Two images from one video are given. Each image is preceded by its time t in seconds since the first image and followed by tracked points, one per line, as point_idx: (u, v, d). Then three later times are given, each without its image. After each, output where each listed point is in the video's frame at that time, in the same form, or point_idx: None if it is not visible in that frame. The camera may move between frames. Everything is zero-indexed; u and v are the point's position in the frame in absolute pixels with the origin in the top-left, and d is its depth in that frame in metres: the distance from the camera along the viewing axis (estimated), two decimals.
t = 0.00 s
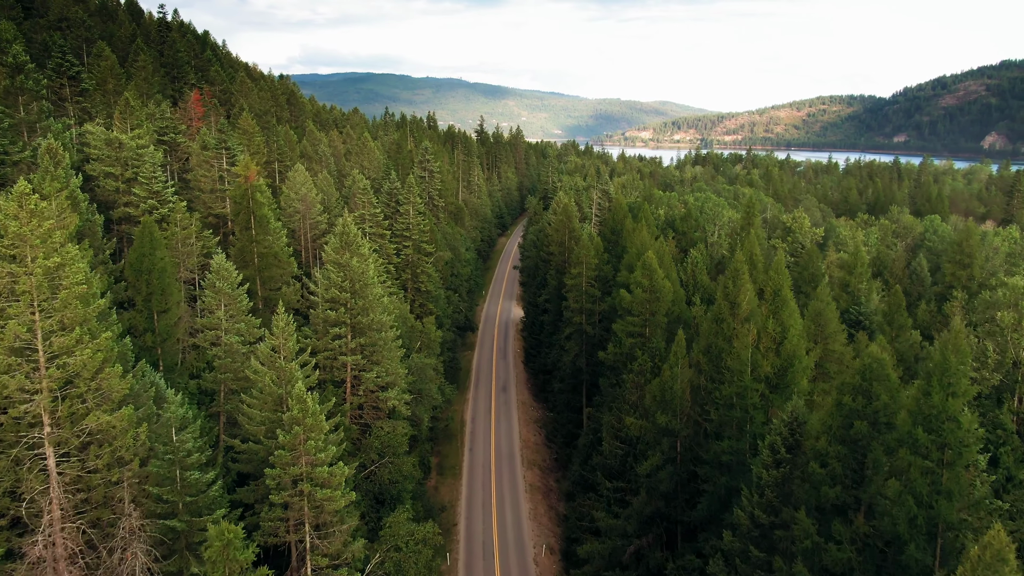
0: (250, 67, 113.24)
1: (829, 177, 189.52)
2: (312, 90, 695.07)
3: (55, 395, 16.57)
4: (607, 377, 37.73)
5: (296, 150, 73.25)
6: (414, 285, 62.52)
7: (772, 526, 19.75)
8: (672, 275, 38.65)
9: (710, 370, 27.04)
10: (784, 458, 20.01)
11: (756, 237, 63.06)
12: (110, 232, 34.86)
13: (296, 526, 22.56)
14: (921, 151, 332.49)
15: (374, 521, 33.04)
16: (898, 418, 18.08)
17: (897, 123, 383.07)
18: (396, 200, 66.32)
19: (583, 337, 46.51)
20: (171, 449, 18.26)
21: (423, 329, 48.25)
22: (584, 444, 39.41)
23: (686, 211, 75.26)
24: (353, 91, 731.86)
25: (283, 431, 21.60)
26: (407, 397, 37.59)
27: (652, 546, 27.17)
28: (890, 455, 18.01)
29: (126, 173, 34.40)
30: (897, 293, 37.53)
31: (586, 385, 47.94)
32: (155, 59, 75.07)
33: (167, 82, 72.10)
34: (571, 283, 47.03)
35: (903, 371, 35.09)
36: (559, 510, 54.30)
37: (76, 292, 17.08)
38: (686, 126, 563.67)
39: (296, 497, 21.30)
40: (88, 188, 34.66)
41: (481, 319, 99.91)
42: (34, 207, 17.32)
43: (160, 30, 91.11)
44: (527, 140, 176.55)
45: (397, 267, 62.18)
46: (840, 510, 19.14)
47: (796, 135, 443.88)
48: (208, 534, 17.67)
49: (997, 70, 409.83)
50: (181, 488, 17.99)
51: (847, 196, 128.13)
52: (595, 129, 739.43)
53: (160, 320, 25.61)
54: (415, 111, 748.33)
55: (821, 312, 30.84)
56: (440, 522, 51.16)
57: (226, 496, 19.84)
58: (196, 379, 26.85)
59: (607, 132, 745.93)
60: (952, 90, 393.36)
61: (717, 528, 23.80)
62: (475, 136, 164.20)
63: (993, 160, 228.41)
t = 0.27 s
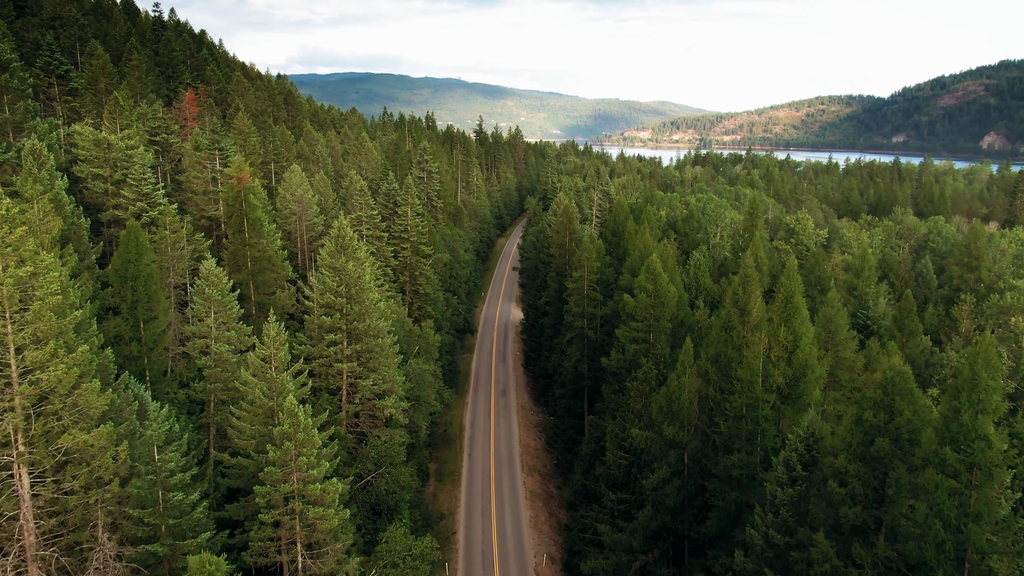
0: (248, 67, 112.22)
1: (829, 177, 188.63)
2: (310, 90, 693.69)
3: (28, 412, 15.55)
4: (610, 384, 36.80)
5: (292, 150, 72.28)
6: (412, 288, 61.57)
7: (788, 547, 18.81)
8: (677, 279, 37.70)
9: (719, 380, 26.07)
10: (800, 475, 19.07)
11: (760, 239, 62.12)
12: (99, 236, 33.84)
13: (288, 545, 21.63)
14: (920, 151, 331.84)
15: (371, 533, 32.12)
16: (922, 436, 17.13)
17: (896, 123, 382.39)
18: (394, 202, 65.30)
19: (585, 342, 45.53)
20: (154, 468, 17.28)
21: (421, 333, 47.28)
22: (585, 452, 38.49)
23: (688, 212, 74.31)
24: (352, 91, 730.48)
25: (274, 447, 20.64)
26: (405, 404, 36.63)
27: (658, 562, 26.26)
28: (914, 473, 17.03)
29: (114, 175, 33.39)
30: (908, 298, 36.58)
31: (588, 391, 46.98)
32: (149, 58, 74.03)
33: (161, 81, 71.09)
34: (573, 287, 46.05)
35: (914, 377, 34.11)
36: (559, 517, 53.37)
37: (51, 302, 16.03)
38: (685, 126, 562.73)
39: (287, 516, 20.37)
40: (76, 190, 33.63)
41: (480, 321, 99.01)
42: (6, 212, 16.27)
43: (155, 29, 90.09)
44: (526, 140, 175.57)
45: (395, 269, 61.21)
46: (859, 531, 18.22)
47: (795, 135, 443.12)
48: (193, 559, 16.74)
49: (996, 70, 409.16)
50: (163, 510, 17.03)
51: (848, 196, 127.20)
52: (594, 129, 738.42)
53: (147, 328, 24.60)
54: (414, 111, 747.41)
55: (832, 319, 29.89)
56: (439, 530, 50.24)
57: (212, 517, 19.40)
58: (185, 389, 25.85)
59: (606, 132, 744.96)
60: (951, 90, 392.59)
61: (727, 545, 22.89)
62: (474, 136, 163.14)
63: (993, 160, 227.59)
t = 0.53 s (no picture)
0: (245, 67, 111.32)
1: (829, 177, 187.70)
2: (309, 90, 692.33)
3: None
4: (613, 391, 35.86)
5: (289, 150, 71.33)
6: (411, 290, 60.65)
7: (805, 569, 17.87)
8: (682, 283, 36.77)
9: (729, 389, 25.08)
10: (817, 494, 18.13)
11: (764, 241, 61.14)
12: (87, 239, 32.83)
13: (279, 564, 20.68)
14: (919, 150, 331.14)
15: (367, 546, 31.16)
16: (949, 454, 16.19)
17: (895, 123, 381.73)
18: (392, 203, 64.32)
19: (587, 346, 44.53)
20: (134, 489, 16.32)
21: (419, 337, 46.29)
22: (588, 460, 37.55)
23: (690, 213, 73.34)
24: (350, 91, 729.14)
25: (264, 464, 19.68)
26: (402, 412, 35.66)
27: None
28: (941, 494, 16.09)
29: (103, 176, 32.37)
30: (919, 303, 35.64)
31: (590, 397, 45.99)
32: (144, 57, 73.04)
33: (156, 80, 70.09)
34: (574, 290, 45.08)
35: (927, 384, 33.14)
36: (560, 524, 52.43)
37: (22, 315, 15.03)
38: (684, 126, 561.86)
39: (278, 536, 19.42)
40: (63, 192, 32.60)
41: (479, 323, 98.05)
42: None
43: (150, 28, 89.06)
44: (525, 140, 174.61)
45: (393, 272, 60.26)
46: (881, 554, 17.27)
47: (794, 135, 442.36)
48: None
49: (995, 70, 408.57)
50: (144, 534, 16.07)
51: (850, 197, 126.30)
52: (593, 129, 737.44)
53: (133, 337, 23.59)
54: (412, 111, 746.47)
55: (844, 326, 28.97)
56: (438, 538, 49.28)
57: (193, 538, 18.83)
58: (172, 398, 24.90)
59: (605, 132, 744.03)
60: (950, 90, 391.98)
61: (738, 563, 21.95)
62: (473, 136, 162.10)
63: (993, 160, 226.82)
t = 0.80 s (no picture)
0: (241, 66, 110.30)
1: (829, 178, 186.80)
2: (307, 90, 690.87)
3: None
4: (616, 399, 34.90)
5: (285, 151, 70.37)
6: (409, 292, 59.68)
7: None
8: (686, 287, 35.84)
9: (739, 400, 24.14)
10: (838, 515, 17.16)
11: (768, 243, 60.22)
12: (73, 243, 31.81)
13: None
14: (918, 151, 330.35)
15: (363, 560, 30.18)
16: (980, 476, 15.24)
17: (893, 123, 380.99)
18: (390, 204, 63.34)
19: (588, 351, 43.59)
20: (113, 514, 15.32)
21: (417, 342, 45.32)
22: (590, 470, 36.59)
23: (692, 214, 72.45)
24: (349, 91, 727.75)
25: (253, 482, 18.68)
26: (399, 421, 34.68)
27: None
28: (972, 518, 15.13)
29: (90, 178, 31.36)
30: (931, 309, 34.71)
31: (591, 403, 45.02)
32: (138, 56, 72.10)
33: (150, 80, 69.08)
34: (575, 293, 44.14)
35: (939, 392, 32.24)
36: (561, 532, 51.45)
37: None
38: (683, 126, 561.04)
39: (268, 558, 18.42)
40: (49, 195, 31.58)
41: (478, 325, 97.05)
42: None
43: (144, 27, 88.02)
44: (523, 140, 173.62)
45: (391, 274, 59.30)
46: None
47: (793, 135, 441.55)
48: None
49: (995, 70, 407.91)
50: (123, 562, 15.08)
51: (851, 198, 125.39)
52: (592, 129, 736.51)
53: (117, 347, 22.58)
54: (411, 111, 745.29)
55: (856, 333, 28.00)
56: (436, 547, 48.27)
57: (178, 561, 17.87)
58: (158, 410, 23.87)
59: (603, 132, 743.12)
60: (949, 90, 391.35)
61: None
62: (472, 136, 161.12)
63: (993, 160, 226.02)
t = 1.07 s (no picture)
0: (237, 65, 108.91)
1: (829, 178, 185.49)
2: (305, 90, 689.00)
3: None
4: (621, 409, 33.64)
5: (281, 152, 69.04)
6: (406, 296, 58.41)
7: None
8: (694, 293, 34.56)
9: (754, 415, 22.87)
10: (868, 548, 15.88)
11: (773, 245, 58.94)
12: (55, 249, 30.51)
13: None
14: (917, 151, 329.17)
15: None
16: None
17: (892, 122, 379.94)
18: (386, 206, 62.00)
19: (591, 359, 42.27)
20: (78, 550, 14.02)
21: (414, 349, 44.02)
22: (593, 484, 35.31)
23: (695, 216, 71.18)
24: (347, 90, 725.68)
25: (236, 511, 17.35)
26: (396, 433, 33.39)
27: None
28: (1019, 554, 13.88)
29: (72, 180, 30.02)
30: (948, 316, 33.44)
31: (594, 411, 43.73)
32: (130, 55, 70.78)
33: (142, 79, 67.73)
34: (577, 298, 42.86)
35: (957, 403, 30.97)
36: (562, 542, 50.14)
37: None
38: (682, 126, 559.80)
39: None
40: (28, 198, 30.25)
41: (476, 327, 95.70)
42: None
43: (138, 25, 86.66)
44: (522, 140, 172.21)
45: (388, 277, 58.00)
46: None
47: (792, 135, 440.44)
48: None
49: (994, 70, 406.79)
50: None
51: (853, 199, 124.06)
52: (590, 129, 735.24)
53: (93, 361, 21.27)
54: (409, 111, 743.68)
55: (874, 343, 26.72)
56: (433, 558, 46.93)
57: None
58: (138, 426, 22.55)
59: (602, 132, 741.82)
60: (948, 90, 390.25)
61: None
62: (470, 136, 159.72)
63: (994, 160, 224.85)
